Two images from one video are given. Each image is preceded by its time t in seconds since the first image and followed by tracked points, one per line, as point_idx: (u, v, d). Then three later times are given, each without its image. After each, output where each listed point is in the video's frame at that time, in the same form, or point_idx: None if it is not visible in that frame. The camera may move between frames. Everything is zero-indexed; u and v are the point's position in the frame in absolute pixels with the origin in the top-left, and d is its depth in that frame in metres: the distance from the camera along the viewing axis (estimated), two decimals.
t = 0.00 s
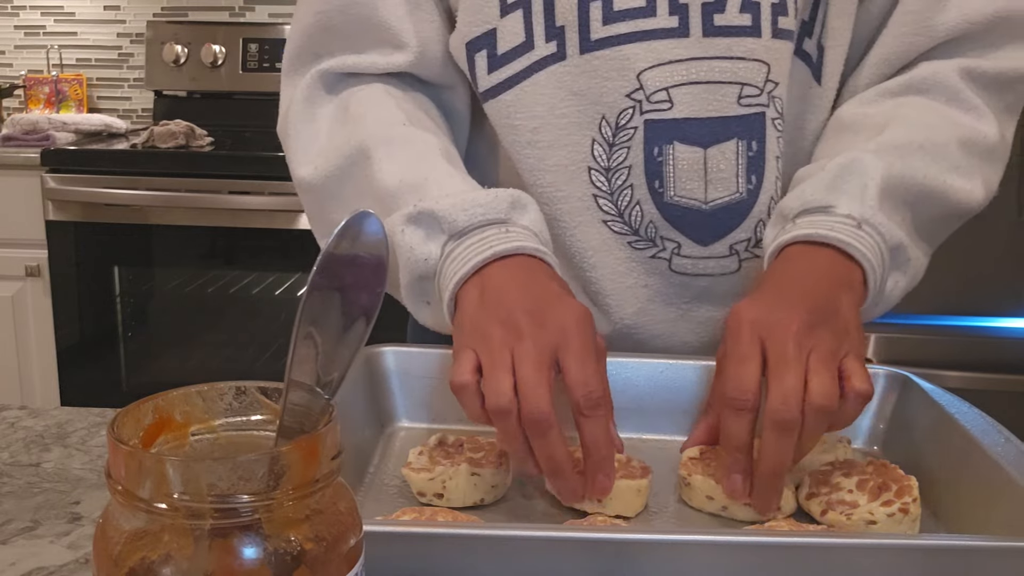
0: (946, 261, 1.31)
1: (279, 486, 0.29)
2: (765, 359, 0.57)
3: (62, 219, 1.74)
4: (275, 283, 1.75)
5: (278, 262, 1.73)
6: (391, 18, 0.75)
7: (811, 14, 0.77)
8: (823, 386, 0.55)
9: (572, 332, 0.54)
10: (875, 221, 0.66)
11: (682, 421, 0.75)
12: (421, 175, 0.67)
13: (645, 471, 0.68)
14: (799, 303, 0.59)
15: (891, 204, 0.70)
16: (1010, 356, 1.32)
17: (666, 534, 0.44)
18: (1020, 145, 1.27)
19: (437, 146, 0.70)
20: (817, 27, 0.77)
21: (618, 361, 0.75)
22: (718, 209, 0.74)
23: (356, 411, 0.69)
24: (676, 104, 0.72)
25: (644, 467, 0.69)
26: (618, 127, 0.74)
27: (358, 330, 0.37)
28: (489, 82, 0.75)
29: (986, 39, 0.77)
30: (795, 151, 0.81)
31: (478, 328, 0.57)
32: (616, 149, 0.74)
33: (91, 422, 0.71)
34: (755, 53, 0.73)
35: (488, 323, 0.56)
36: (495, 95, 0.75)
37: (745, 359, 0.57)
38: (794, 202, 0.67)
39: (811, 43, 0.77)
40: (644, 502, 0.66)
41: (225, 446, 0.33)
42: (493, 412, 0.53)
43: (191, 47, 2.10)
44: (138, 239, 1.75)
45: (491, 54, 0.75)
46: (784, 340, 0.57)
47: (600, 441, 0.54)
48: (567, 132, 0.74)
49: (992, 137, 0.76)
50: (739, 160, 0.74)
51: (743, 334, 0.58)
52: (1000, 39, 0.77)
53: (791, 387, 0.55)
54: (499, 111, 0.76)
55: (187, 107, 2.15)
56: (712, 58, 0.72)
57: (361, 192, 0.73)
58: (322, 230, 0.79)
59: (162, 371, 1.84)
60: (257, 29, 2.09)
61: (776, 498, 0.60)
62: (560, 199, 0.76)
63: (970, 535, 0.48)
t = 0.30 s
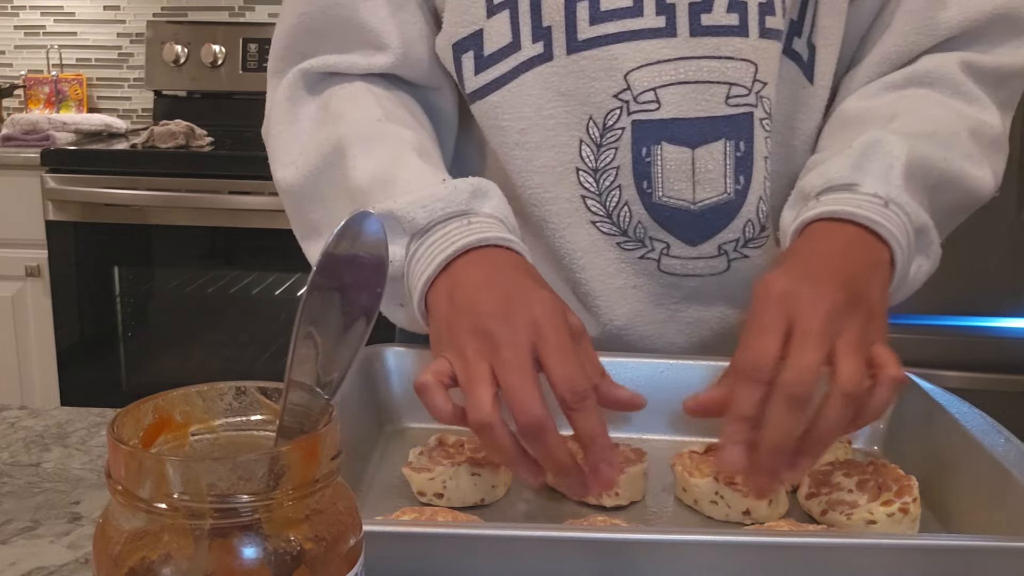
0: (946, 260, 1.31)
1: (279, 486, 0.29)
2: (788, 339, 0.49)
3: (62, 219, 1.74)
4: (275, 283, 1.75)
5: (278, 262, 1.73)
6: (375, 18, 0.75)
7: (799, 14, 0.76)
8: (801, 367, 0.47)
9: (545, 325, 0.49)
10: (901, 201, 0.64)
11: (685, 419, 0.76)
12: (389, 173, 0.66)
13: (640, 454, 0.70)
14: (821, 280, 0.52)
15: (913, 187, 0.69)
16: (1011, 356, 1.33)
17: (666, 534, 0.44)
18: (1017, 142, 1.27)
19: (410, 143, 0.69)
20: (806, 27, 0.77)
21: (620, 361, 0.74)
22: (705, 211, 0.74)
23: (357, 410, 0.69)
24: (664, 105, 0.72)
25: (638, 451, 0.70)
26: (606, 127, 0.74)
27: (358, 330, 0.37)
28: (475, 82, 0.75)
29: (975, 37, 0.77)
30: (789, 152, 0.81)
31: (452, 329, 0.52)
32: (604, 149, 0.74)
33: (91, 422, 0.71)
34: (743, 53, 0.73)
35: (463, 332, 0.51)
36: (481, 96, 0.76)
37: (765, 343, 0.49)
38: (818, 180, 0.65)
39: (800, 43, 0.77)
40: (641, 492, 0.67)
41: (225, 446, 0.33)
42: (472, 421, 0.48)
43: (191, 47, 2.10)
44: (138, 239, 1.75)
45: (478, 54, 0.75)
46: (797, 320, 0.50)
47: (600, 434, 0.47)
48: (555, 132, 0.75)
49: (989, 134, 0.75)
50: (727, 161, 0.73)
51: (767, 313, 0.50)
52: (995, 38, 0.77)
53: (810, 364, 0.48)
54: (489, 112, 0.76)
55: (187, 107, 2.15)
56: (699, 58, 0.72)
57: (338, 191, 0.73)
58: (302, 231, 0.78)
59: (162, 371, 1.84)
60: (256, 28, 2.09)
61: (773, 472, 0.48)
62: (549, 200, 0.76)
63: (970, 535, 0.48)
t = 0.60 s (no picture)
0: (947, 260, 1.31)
1: (279, 487, 0.29)
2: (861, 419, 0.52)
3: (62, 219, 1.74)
4: (275, 283, 1.75)
5: (278, 262, 1.73)
6: (395, 17, 0.74)
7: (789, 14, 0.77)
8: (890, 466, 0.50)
9: (593, 357, 0.51)
10: (923, 256, 0.62)
11: (687, 420, 0.76)
12: (422, 199, 0.64)
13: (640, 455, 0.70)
14: (875, 354, 0.54)
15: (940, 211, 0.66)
16: (1011, 356, 1.33)
17: (666, 534, 0.44)
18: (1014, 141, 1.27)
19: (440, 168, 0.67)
20: (798, 27, 0.77)
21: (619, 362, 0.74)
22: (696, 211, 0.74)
23: (357, 411, 0.69)
24: (653, 104, 0.72)
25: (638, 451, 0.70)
26: (596, 125, 0.74)
27: (358, 330, 0.37)
28: (487, 76, 0.75)
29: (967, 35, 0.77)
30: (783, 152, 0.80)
31: (485, 357, 0.53)
32: (594, 147, 0.74)
33: (91, 422, 0.71)
34: (732, 52, 0.73)
35: (509, 358, 0.52)
36: (490, 91, 0.75)
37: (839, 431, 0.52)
38: (829, 236, 0.64)
39: (791, 43, 0.77)
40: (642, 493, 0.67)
41: (225, 446, 0.33)
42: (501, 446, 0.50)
43: (190, 47, 2.10)
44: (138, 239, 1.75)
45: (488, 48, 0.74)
46: (861, 403, 0.53)
47: (627, 480, 0.51)
48: (546, 131, 0.75)
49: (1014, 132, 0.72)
50: (716, 160, 0.73)
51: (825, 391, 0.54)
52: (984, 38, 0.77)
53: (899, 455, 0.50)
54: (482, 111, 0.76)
55: (188, 107, 2.15)
56: (688, 57, 0.72)
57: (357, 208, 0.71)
58: (313, 240, 0.77)
59: (163, 371, 1.84)
60: (256, 28, 2.09)
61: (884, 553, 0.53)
62: (544, 200, 0.76)
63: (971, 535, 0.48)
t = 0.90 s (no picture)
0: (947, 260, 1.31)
1: (280, 486, 0.29)
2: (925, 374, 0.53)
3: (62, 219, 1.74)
4: (275, 283, 1.75)
5: (278, 262, 1.73)
6: (363, 16, 0.75)
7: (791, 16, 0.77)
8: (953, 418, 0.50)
9: (584, 314, 0.51)
10: (977, 202, 0.65)
11: (687, 420, 0.75)
12: (399, 161, 0.66)
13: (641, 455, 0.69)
14: (943, 309, 0.55)
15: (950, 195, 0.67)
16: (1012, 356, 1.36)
17: (666, 534, 0.44)
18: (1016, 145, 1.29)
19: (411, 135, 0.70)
20: (801, 27, 0.77)
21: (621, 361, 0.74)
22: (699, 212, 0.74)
23: (357, 411, 0.69)
24: (656, 106, 0.72)
25: (638, 451, 0.70)
26: (598, 129, 0.73)
27: (359, 330, 0.37)
28: (473, 84, 0.75)
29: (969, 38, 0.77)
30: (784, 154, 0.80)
31: (482, 317, 0.53)
32: (596, 152, 0.74)
33: (91, 422, 0.71)
34: (734, 54, 0.73)
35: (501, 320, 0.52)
36: (477, 99, 0.76)
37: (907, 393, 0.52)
38: (886, 185, 0.66)
39: (794, 44, 0.77)
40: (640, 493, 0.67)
41: (225, 446, 0.33)
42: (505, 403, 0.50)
43: (191, 47, 2.09)
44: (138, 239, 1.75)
45: (473, 56, 0.75)
46: (927, 357, 0.53)
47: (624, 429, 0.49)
48: (547, 135, 0.75)
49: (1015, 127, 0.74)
50: (720, 162, 0.73)
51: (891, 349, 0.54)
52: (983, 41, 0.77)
53: (965, 411, 0.51)
54: (481, 115, 0.76)
55: (188, 107, 2.15)
56: (690, 61, 0.72)
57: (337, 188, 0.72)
58: (294, 235, 0.76)
59: (162, 371, 1.84)
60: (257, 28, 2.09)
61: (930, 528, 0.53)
62: (544, 202, 0.76)
63: (971, 534, 0.47)
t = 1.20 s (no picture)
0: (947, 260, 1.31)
1: (279, 486, 0.29)
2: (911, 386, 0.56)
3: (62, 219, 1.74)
4: (275, 283, 1.75)
5: (278, 262, 1.73)
6: (366, 21, 0.75)
7: (791, 15, 0.76)
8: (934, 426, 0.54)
9: (579, 333, 0.55)
10: (987, 217, 0.65)
11: (686, 420, 0.75)
12: (404, 177, 0.67)
13: (640, 455, 0.69)
14: (934, 325, 0.57)
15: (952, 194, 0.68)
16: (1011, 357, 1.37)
17: (665, 534, 0.44)
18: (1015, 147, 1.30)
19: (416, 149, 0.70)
20: (800, 27, 0.77)
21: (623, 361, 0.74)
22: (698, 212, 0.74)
23: (357, 410, 0.69)
24: (656, 105, 0.72)
25: (638, 452, 0.70)
26: (598, 128, 0.73)
27: (359, 330, 0.37)
28: (471, 82, 0.75)
29: (970, 39, 0.77)
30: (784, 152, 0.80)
31: (483, 330, 0.57)
32: (596, 150, 0.74)
33: (91, 422, 0.71)
34: (734, 53, 0.73)
35: (501, 333, 0.55)
36: (475, 98, 0.76)
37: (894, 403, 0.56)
38: (894, 203, 0.67)
39: (794, 44, 0.77)
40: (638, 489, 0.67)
41: (225, 446, 0.33)
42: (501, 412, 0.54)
43: (191, 47, 2.09)
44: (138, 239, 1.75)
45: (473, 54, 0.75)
46: (915, 369, 0.56)
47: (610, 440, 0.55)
48: (547, 134, 0.75)
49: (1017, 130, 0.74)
50: (720, 161, 0.73)
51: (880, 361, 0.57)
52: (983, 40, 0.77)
53: (946, 419, 0.54)
54: (480, 114, 0.76)
55: (188, 107, 2.15)
56: (691, 59, 0.72)
57: (340, 196, 0.72)
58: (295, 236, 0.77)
59: (162, 371, 1.84)
60: (257, 28, 2.09)
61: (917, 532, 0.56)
62: (542, 201, 0.76)
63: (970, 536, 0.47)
